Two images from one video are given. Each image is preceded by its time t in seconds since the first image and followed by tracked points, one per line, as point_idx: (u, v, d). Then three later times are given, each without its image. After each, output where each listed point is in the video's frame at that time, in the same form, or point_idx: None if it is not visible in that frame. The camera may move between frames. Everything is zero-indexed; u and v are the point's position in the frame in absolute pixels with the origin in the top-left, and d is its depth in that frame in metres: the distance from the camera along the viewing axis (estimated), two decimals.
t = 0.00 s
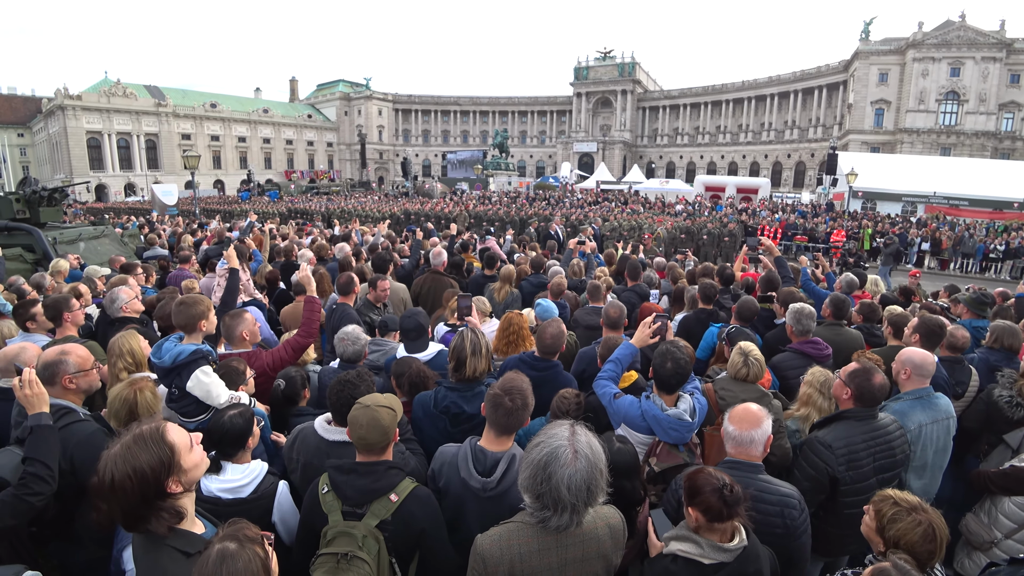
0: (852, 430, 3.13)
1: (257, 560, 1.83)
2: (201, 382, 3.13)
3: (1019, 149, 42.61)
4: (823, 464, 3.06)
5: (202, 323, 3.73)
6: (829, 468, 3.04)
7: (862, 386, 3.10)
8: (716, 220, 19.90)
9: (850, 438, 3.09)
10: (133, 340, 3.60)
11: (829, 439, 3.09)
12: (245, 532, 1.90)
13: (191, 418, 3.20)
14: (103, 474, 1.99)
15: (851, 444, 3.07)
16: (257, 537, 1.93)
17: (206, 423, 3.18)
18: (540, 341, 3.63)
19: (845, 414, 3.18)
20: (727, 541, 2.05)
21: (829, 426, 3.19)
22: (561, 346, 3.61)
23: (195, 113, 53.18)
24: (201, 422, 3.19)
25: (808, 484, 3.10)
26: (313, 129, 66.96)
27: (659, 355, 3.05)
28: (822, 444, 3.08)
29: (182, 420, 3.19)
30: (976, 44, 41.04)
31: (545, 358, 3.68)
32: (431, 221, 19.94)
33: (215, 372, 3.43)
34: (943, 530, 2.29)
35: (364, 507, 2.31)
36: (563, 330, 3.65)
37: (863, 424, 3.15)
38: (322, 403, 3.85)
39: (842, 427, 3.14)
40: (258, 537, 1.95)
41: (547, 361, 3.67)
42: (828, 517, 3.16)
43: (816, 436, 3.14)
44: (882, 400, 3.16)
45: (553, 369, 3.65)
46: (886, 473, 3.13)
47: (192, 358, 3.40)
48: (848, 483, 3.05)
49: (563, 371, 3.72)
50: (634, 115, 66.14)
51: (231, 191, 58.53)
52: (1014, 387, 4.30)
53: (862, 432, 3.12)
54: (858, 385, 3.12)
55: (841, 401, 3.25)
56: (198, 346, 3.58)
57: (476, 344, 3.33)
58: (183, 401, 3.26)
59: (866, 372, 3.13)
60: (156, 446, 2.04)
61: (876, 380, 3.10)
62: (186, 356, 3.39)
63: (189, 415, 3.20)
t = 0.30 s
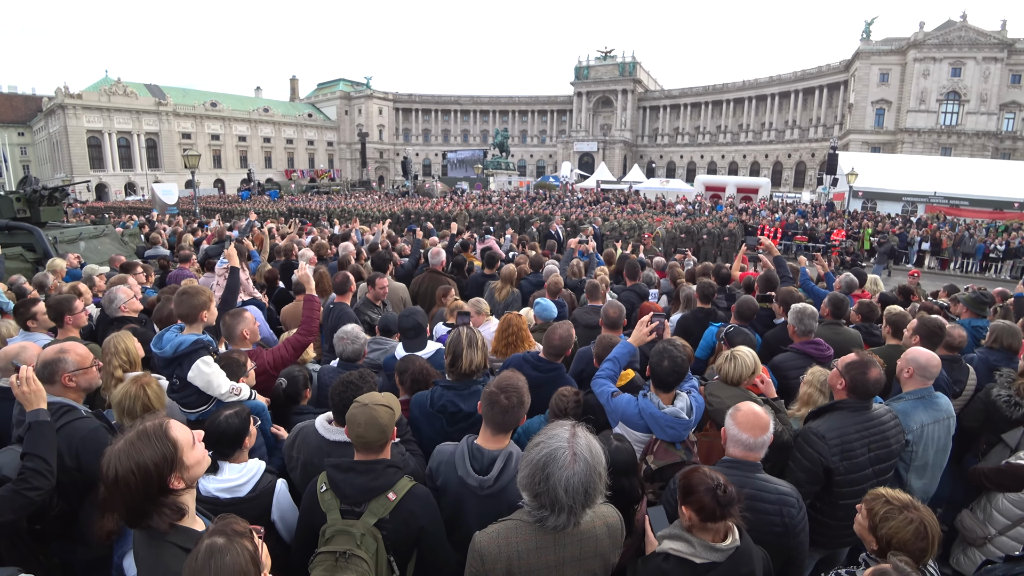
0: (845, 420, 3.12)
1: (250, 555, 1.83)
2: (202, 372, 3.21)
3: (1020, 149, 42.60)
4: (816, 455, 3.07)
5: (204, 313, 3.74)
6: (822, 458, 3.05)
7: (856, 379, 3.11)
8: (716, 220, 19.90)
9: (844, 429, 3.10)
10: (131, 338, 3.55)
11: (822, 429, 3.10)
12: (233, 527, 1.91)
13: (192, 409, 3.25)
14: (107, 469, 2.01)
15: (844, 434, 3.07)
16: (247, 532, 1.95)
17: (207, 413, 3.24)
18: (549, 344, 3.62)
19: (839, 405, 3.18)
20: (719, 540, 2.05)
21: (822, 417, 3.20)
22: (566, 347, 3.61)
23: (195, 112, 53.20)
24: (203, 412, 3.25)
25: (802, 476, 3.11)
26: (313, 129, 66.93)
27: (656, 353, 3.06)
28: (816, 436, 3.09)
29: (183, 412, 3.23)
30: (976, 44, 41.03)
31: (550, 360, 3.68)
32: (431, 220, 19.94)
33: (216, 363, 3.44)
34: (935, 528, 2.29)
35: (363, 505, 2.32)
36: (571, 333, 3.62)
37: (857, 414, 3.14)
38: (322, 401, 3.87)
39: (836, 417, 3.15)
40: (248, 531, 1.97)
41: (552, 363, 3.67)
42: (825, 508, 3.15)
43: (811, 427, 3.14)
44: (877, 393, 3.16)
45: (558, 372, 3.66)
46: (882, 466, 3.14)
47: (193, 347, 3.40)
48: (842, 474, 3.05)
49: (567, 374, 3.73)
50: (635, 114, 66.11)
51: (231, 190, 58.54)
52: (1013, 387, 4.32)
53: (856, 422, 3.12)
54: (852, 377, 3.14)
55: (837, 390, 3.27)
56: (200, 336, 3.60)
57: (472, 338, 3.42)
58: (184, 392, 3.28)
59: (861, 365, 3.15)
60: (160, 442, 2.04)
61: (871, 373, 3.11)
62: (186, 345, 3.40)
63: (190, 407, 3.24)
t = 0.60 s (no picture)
0: (842, 420, 3.15)
1: (239, 552, 1.85)
2: (200, 371, 3.22)
3: (1015, 150, 42.76)
4: (810, 452, 3.09)
5: (201, 314, 3.75)
6: (816, 456, 3.07)
7: (859, 380, 3.14)
8: (712, 220, 19.98)
9: (841, 428, 3.12)
10: (116, 339, 3.59)
11: (818, 427, 3.12)
12: (224, 525, 1.93)
13: (189, 409, 3.26)
14: (100, 469, 2.02)
15: (840, 434, 3.09)
16: (237, 530, 1.96)
17: (204, 413, 3.26)
18: (534, 339, 3.65)
19: (838, 405, 3.21)
20: (704, 540, 2.07)
21: (820, 415, 3.22)
22: (552, 343, 3.64)
23: (192, 112, 53.11)
24: (200, 413, 3.26)
25: (795, 471, 3.14)
26: (310, 129, 66.86)
27: (649, 352, 3.08)
28: (812, 433, 3.11)
29: (180, 412, 3.25)
30: (972, 45, 41.22)
31: (539, 357, 3.70)
32: (428, 221, 19.96)
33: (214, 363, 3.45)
34: (920, 526, 2.32)
35: (357, 504, 2.33)
36: (555, 327, 3.68)
37: (857, 416, 3.17)
38: (319, 402, 3.89)
39: (834, 417, 3.17)
40: (238, 528, 1.98)
41: (541, 360, 3.69)
42: (816, 505, 3.18)
43: (806, 425, 3.16)
44: (877, 396, 3.19)
45: (548, 368, 3.68)
46: (875, 467, 3.16)
47: (190, 347, 3.40)
48: (835, 472, 3.08)
49: (558, 371, 3.75)
50: (632, 114, 66.18)
51: (228, 190, 58.46)
52: (1004, 386, 4.35)
53: (855, 422, 3.15)
54: (854, 379, 3.17)
55: (837, 391, 3.30)
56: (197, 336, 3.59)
57: (463, 332, 3.45)
58: (182, 391, 3.29)
59: (865, 367, 3.18)
60: (153, 443, 2.06)
61: (873, 375, 3.15)
62: (184, 345, 3.40)
63: (187, 406, 3.25)
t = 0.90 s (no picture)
0: (839, 424, 3.16)
1: (229, 554, 1.85)
2: (193, 370, 3.21)
3: (1006, 150, 43.12)
4: (807, 455, 3.11)
5: (191, 314, 3.73)
6: (812, 459, 3.09)
7: (856, 383, 3.11)
8: (706, 220, 20.07)
9: (838, 431, 3.13)
10: (105, 341, 3.58)
11: (816, 430, 3.15)
12: (215, 526, 1.93)
13: (182, 409, 3.23)
14: (81, 471, 2.01)
15: (837, 438, 3.11)
16: (228, 532, 1.97)
17: (197, 414, 3.25)
18: (500, 338, 3.68)
19: (836, 408, 3.21)
20: (688, 539, 2.09)
21: (818, 419, 3.23)
22: (519, 339, 3.68)
23: (185, 113, 52.90)
24: (194, 412, 3.24)
25: (791, 473, 3.17)
26: (304, 130, 66.68)
27: (639, 350, 3.10)
28: (808, 436, 3.14)
29: (173, 411, 3.23)
30: (963, 46, 41.56)
31: (510, 354, 3.73)
32: (422, 222, 19.93)
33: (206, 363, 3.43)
34: (909, 522, 2.34)
35: (347, 504, 2.34)
36: (521, 323, 3.71)
37: (854, 420, 3.18)
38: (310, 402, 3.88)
39: (832, 420, 3.18)
40: (229, 530, 1.98)
41: (513, 356, 3.72)
42: (811, 507, 3.20)
43: (803, 428, 3.19)
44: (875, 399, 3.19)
45: (523, 363, 3.71)
46: (872, 470, 3.15)
47: (183, 345, 3.38)
48: (831, 476, 3.08)
49: (532, 365, 3.76)
50: (626, 115, 66.32)
51: (221, 192, 58.22)
52: (993, 384, 4.41)
53: (851, 426, 3.15)
54: (852, 382, 3.13)
55: (835, 395, 3.30)
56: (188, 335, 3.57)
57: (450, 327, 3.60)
58: (175, 390, 3.27)
59: (861, 370, 3.16)
60: (134, 444, 2.05)
61: (871, 379, 3.12)
62: (176, 344, 3.38)
63: (181, 406, 3.23)
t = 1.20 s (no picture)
0: (830, 433, 3.19)
1: (220, 557, 1.89)
2: (182, 374, 3.22)
3: (994, 149, 43.61)
4: (799, 465, 3.15)
5: (179, 318, 3.76)
6: (804, 468, 3.12)
7: (845, 393, 3.16)
8: (697, 221, 20.20)
9: (828, 440, 3.17)
10: (95, 346, 3.60)
11: (808, 439, 3.18)
12: (208, 531, 1.96)
13: (172, 413, 3.23)
14: (64, 477, 2.03)
15: (830, 447, 3.13)
16: (221, 536, 1.99)
17: (187, 418, 3.24)
18: (476, 341, 3.75)
19: (827, 418, 3.26)
20: (665, 545, 2.12)
21: (809, 429, 3.27)
22: (493, 341, 3.75)
23: (176, 116, 52.70)
24: (184, 416, 3.24)
25: (784, 483, 3.21)
26: (297, 131, 66.51)
27: (623, 353, 3.13)
28: (800, 446, 3.17)
29: (164, 415, 3.23)
30: (951, 46, 41.99)
31: (487, 355, 3.77)
32: (415, 224, 19.92)
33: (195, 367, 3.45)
34: (898, 521, 2.38)
35: (333, 508, 2.37)
36: (495, 326, 3.78)
37: (846, 429, 3.21)
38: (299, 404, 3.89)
39: (823, 430, 3.22)
40: (222, 535, 2.01)
41: (490, 357, 3.76)
42: (803, 518, 3.21)
43: (796, 438, 3.22)
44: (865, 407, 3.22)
45: (499, 364, 3.74)
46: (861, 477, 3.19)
47: (171, 351, 3.40)
48: (824, 485, 3.11)
49: (510, 364, 3.80)
50: (619, 115, 66.51)
51: (214, 194, 57.97)
52: (976, 383, 4.47)
53: (841, 435, 3.19)
54: (841, 392, 3.19)
55: (825, 405, 3.33)
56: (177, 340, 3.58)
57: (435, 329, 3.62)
58: (165, 393, 3.26)
59: (850, 380, 3.20)
60: (118, 451, 2.08)
61: (859, 389, 3.16)
62: (164, 349, 3.40)
63: (170, 410, 3.23)
